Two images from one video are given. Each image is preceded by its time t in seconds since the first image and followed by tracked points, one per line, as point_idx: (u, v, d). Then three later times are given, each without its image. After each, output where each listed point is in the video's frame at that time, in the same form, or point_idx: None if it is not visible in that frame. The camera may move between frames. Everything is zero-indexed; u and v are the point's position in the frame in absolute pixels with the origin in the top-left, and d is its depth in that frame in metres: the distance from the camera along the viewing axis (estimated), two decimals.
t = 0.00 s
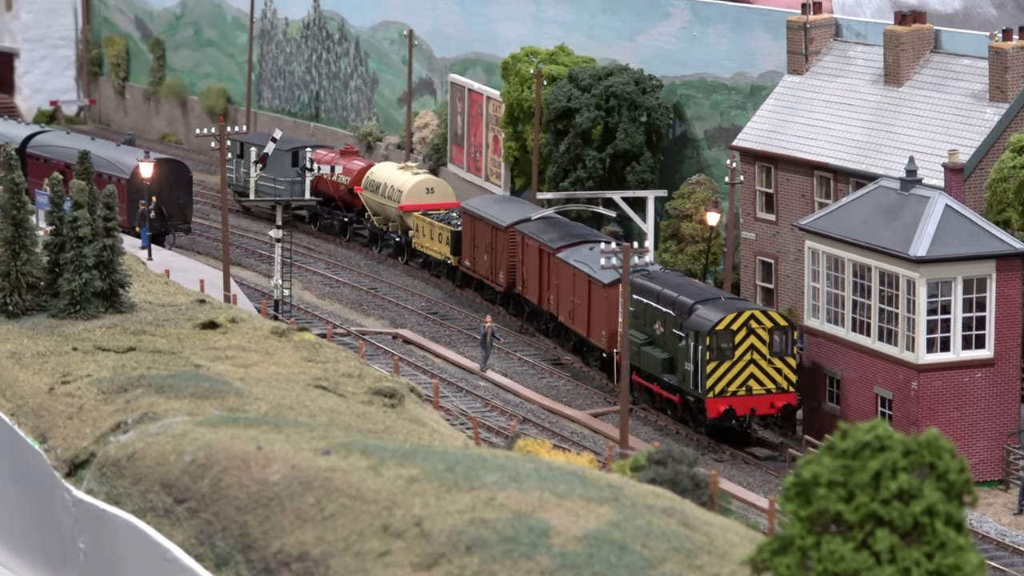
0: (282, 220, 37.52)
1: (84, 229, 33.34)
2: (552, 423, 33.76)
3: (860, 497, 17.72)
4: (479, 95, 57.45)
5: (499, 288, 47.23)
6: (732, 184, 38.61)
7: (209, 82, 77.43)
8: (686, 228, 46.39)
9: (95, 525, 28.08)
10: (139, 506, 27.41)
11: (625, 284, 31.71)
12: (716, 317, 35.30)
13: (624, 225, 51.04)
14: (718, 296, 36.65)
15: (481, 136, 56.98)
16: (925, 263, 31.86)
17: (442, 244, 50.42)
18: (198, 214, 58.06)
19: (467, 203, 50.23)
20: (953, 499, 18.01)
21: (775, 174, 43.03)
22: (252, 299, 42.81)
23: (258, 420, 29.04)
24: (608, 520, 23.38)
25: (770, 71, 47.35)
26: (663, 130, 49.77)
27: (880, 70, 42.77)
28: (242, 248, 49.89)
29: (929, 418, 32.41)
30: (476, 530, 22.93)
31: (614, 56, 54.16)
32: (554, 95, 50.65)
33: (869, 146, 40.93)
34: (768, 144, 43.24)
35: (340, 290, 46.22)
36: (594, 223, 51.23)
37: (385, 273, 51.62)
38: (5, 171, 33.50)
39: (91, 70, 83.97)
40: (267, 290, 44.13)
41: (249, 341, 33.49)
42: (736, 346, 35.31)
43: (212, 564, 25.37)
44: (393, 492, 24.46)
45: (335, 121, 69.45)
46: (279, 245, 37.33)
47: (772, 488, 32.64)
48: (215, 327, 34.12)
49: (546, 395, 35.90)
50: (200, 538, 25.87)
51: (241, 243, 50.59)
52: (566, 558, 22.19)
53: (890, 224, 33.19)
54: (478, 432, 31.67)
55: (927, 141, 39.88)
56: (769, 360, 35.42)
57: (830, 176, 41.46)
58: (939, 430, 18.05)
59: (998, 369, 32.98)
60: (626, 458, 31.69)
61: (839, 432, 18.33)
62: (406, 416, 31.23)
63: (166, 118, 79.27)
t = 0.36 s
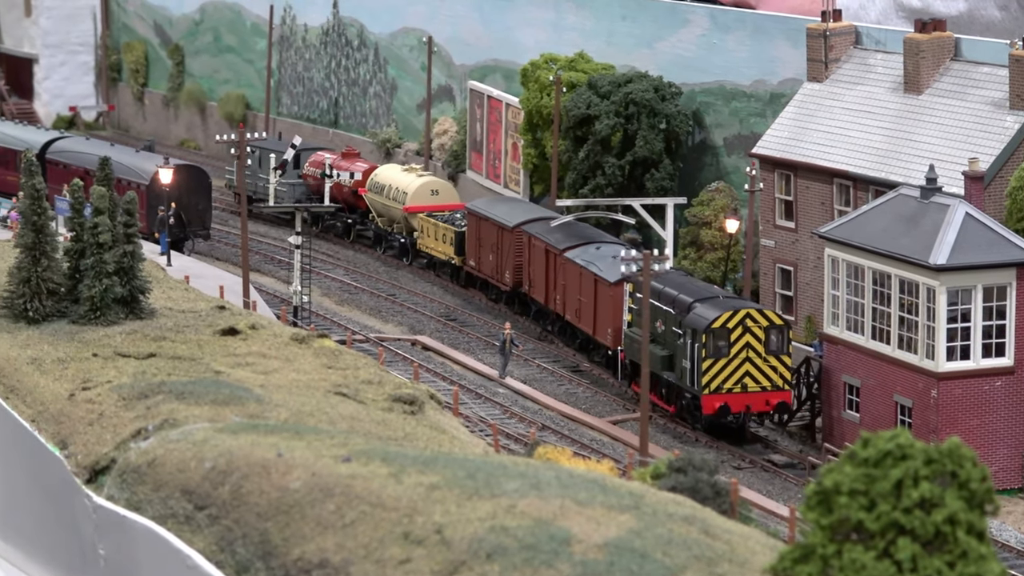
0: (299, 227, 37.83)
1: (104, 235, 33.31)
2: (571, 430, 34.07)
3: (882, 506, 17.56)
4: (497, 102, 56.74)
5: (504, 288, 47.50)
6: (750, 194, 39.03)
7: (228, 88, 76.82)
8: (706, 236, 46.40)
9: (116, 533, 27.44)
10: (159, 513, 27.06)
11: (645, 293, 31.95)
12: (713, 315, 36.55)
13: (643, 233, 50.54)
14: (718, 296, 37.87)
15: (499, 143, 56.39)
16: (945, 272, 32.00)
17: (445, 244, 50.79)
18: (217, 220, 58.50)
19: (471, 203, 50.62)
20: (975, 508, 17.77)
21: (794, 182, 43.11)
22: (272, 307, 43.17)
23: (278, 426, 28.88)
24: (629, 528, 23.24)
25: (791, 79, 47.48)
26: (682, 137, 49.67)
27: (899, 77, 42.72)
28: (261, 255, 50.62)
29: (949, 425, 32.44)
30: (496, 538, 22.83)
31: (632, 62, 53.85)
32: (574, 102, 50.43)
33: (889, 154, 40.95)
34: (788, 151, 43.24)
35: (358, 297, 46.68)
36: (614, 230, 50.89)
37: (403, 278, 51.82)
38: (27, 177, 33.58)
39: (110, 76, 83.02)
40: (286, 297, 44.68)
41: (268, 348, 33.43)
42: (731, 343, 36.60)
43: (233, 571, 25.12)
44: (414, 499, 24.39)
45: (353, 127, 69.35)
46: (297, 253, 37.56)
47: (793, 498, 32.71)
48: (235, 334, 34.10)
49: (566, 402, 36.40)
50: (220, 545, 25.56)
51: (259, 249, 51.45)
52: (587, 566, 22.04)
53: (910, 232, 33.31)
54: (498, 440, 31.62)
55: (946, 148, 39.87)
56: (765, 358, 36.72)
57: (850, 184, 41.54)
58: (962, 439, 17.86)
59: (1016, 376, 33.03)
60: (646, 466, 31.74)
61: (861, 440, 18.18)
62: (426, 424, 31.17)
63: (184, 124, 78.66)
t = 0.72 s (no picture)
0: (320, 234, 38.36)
1: (123, 242, 33.33)
2: (589, 437, 34.53)
3: (902, 516, 16.54)
4: (517, 110, 56.68)
5: (508, 288, 48.09)
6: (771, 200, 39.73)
7: (248, 95, 76.64)
8: (724, 243, 46.41)
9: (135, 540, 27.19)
10: (177, 520, 26.91)
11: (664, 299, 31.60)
12: (711, 314, 37.62)
13: (661, 241, 50.30)
14: (716, 295, 38.98)
15: (518, 150, 56.43)
16: (964, 280, 32.02)
17: (449, 245, 51.57)
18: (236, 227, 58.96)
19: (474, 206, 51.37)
20: (997, 518, 16.76)
21: (813, 190, 43.14)
22: (290, 314, 43.81)
23: (297, 434, 28.77)
24: (649, 537, 23.09)
25: (810, 87, 47.21)
26: (701, 144, 49.53)
27: (918, 85, 42.69)
28: (279, 261, 51.24)
29: (968, 435, 32.44)
30: (515, 547, 22.73)
31: (650, 69, 53.76)
32: (593, 109, 50.30)
33: (907, 162, 40.97)
34: (807, 160, 43.23)
35: (376, 303, 47.18)
36: (633, 238, 50.73)
37: (421, 283, 52.14)
38: (46, 185, 33.78)
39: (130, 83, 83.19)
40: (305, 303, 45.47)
41: (287, 356, 33.43)
42: (730, 342, 37.62)
43: None
44: (432, 507, 24.36)
45: (372, 134, 69.28)
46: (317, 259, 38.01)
47: (813, 507, 32.70)
48: (254, 341, 34.10)
49: (583, 408, 37.03)
50: (239, 553, 25.46)
51: (277, 255, 52.06)
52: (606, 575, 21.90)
53: (929, 240, 33.33)
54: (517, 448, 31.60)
55: (967, 157, 39.86)
56: (762, 357, 37.75)
57: (869, 192, 41.57)
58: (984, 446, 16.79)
59: None
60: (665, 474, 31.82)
61: (882, 448, 17.17)
62: (445, 431, 31.15)
63: (203, 131, 78.61)
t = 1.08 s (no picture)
0: (336, 241, 38.54)
1: (140, 249, 33.30)
2: (605, 445, 34.55)
3: (917, 524, 17.85)
4: (532, 116, 55.73)
5: (511, 288, 49.07)
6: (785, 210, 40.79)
7: (264, 101, 76.67)
8: (740, 250, 46.33)
9: (150, 548, 27.27)
10: (193, 527, 26.89)
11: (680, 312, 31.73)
12: (707, 312, 38.19)
13: (677, 247, 50.32)
14: (713, 293, 39.59)
15: (534, 157, 55.63)
16: (981, 288, 31.98)
17: (451, 247, 52.54)
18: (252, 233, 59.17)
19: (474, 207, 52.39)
20: (1011, 526, 18.06)
21: (830, 198, 43.05)
22: (306, 320, 44.07)
23: (313, 441, 28.74)
24: (663, 546, 23.05)
25: (827, 94, 47.36)
26: (717, 151, 49.56)
27: (935, 93, 42.61)
28: (296, 267, 51.43)
29: (984, 443, 32.30)
30: (531, 554, 22.73)
31: (667, 76, 53.78)
32: (609, 116, 50.16)
33: (924, 170, 40.91)
34: (824, 167, 43.17)
35: (392, 310, 47.24)
36: (648, 246, 50.48)
37: (439, 291, 52.08)
38: (62, 191, 33.78)
39: (146, 89, 83.04)
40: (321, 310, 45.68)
41: (303, 362, 33.44)
42: (725, 340, 38.21)
43: None
44: (448, 514, 24.33)
45: (388, 140, 69.40)
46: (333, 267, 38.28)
47: (828, 517, 32.59)
48: (270, 348, 34.11)
49: (600, 418, 36.89)
50: (254, 560, 25.47)
51: (295, 263, 52.20)
52: None
53: (945, 248, 33.31)
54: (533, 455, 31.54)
55: (985, 165, 39.76)
56: (757, 354, 38.36)
57: (885, 200, 41.52)
58: (997, 458, 18.20)
59: None
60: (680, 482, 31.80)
61: (897, 460, 18.54)
62: (460, 439, 31.14)
63: (220, 137, 78.54)
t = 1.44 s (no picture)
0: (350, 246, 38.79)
1: (155, 254, 33.34)
2: (618, 451, 34.67)
3: (931, 532, 18.04)
4: (547, 123, 55.31)
5: (511, 287, 50.08)
6: (802, 214, 40.74)
7: (280, 107, 76.65)
8: (756, 257, 46.33)
9: (164, 554, 27.35)
10: (207, 533, 26.89)
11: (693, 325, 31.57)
12: (704, 310, 38.89)
13: (692, 254, 50.49)
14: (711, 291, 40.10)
15: (549, 164, 55.34)
16: (996, 295, 31.93)
17: (452, 247, 53.62)
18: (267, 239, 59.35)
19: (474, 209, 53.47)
20: None
21: (845, 204, 43.02)
22: (320, 326, 44.33)
23: (326, 447, 28.72)
24: (677, 552, 22.99)
25: (842, 101, 47.23)
26: (732, 158, 49.65)
27: (950, 99, 42.52)
28: (311, 273, 51.56)
29: (999, 451, 32.22)
30: (544, 561, 22.72)
31: (682, 83, 53.76)
32: (624, 123, 50.15)
33: (939, 176, 40.84)
34: (839, 173, 43.13)
35: (407, 316, 47.43)
36: (663, 252, 50.70)
37: (455, 297, 52.16)
38: (77, 197, 33.55)
39: (161, 95, 82.85)
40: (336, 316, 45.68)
41: (318, 368, 33.49)
42: (722, 338, 38.94)
43: None
44: (462, 521, 24.33)
45: (403, 146, 69.38)
46: (348, 273, 38.46)
47: (842, 523, 32.52)
48: (285, 354, 34.16)
49: (615, 423, 37.02)
50: (269, 566, 25.52)
51: (312, 269, 52.31)
52: None
53: (960, 256, 33.27)
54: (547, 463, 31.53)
55: (1001, 171, 39.69)
56: (754, 352, 39.00)
57: (900, 207, 41.48)
58: (1013, 467, 18.35)
59: None
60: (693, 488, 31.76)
61: (912, 466, 18.70)
62: (474, 445, 31.15)
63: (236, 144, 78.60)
